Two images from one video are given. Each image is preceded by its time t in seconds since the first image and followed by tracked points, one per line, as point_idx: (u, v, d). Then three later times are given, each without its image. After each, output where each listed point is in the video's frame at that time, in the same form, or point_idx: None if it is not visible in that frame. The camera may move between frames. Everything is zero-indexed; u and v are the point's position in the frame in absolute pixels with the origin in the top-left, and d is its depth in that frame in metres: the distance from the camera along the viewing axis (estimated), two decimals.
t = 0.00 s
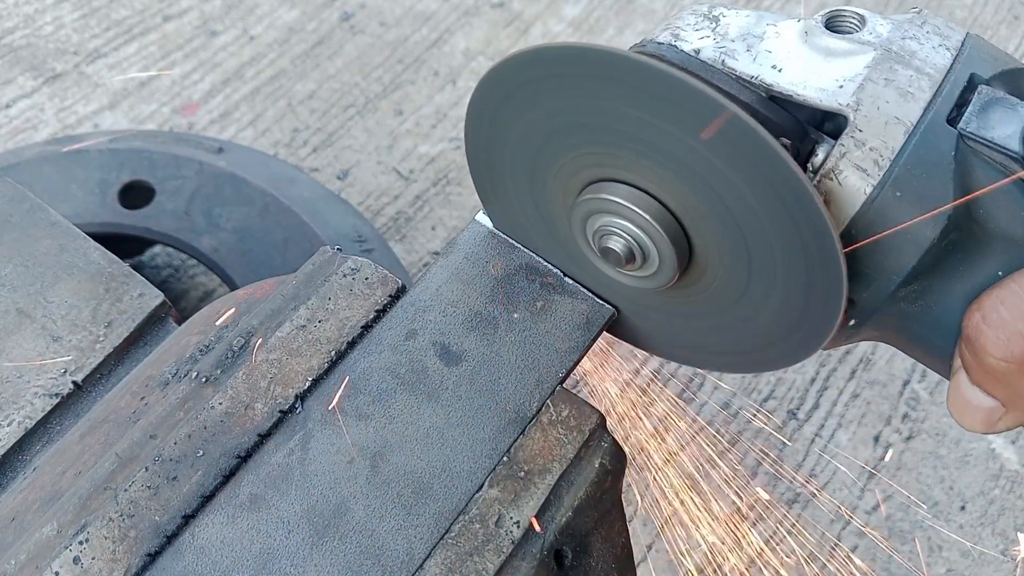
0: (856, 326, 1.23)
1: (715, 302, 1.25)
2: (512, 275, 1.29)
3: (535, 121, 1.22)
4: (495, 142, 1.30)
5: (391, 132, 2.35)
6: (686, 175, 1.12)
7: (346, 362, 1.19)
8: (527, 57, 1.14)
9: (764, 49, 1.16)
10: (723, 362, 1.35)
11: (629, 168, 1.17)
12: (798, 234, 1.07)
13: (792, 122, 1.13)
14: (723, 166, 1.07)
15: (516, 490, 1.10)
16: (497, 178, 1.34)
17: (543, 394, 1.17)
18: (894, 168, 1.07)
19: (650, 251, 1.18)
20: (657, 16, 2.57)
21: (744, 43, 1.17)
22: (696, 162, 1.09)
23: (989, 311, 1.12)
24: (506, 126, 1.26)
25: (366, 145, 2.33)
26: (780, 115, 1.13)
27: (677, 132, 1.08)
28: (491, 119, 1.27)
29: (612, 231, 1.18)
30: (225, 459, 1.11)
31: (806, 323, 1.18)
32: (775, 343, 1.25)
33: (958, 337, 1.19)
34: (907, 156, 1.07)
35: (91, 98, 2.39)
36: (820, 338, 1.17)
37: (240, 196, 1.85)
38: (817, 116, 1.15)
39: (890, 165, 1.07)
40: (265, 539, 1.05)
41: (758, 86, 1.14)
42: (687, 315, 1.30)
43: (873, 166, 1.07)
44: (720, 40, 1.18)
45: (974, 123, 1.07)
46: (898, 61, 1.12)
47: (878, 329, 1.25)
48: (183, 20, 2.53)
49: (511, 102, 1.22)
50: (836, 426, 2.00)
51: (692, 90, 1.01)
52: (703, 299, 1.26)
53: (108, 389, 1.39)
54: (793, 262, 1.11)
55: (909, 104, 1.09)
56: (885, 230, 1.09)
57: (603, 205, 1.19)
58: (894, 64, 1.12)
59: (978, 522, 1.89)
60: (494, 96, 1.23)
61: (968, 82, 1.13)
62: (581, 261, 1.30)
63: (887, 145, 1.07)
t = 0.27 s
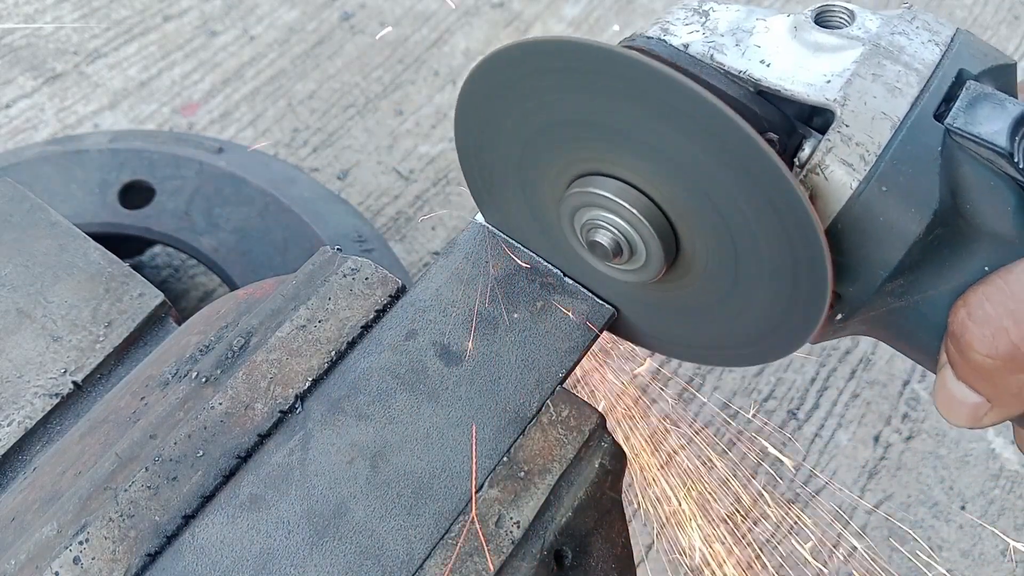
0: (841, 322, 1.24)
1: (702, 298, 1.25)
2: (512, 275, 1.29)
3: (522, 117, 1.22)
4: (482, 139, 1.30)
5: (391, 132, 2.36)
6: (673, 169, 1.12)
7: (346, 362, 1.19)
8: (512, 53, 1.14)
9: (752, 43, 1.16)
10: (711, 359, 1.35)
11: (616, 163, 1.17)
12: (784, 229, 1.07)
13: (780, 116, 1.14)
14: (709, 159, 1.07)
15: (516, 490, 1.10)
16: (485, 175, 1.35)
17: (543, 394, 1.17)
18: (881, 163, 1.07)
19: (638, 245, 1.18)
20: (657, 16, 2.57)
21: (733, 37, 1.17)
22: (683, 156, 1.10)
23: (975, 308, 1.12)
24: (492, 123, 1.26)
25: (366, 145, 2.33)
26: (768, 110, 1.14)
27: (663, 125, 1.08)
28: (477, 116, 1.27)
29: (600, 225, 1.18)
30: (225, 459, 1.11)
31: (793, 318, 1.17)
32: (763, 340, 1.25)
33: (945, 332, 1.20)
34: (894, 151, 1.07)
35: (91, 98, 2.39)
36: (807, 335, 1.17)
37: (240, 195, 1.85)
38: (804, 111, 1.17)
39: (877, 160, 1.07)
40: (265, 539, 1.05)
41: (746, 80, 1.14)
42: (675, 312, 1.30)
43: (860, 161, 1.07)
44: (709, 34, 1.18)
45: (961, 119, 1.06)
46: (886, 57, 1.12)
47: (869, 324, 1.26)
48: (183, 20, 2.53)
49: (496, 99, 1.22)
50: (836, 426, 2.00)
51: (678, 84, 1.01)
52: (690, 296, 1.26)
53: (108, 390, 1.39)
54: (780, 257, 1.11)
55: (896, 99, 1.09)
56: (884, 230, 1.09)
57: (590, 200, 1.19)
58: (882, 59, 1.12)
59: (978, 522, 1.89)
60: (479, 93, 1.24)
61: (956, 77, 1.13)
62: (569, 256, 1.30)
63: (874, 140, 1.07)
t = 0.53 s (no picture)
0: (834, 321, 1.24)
1: (695, 294, 1.25)
2: (513, 275, 1.29)
3: (515, 115, 1.23)
4: (477, 136, 1.32)
5: (391, 132, 2.36)
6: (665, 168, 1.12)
7: (346, 362, 1.19)
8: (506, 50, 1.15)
9: (744, 42, 1.17)
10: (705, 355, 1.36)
11: (609, 161, 1.18)
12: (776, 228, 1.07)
13: (771, 114, 1.15)
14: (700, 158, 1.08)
15: (516, 490, 1.10)
16: (481, 172, 1.36)
17: (543, 394, 1.17)
18: (871, 161, 1.08)
19: (630, 242, 1.18)
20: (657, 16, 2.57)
21: (725, 35, 1.18)
22: (672, 153, 1.10)
23: (965, 306, 1.10)
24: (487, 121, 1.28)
25: (366, 145, 2.33)
26: (759, 108, 1.14)
27: (655, 123, 1.09)
28: (472, 113, 1.29)
29: (592, 222, 1.19)
30: (225, 459, 1.11)
31: (785, 316, 1.17)
32: (756, 336, 1.25)
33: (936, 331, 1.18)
34: (884, 150, 1.08)
35: (91, 98, 2.39)
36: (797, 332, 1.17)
37: (240, 196, 1.87)
38: (796, 109, 1.17)
39: (867, 158, 1.08)
40: (265, 539, 1.05)
41: (737, 78, 1.15)
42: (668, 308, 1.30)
43: (850, 158, 1.08)
44: (701, 32, 1.19)
45: (951, 117, 1.06)
46: (877, 54, 1.12)
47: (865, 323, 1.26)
48: (183, 20, 2.53)
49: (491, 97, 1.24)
50: (836, 426, 2.00)
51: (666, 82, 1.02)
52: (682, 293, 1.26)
53: (108, 390, 1.39)
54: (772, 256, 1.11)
55: (887, 97, 1.09)
56: (883, 228, 1.09)
57: (583, 197, 1.20)
58: (873, 57, 1.12)
59: (978, 522, 1.89)
60: (473, 90, 1.26)
61: (947, 75, 1.13)
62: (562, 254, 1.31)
63: (864, 138, 1.08)
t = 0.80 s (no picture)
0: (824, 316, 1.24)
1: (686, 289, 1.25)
2: (513, 276, 1.29)
3: (504, 110, 1.25)
4: (470, 135, 1.33)
5: (391, 132, 2.36)
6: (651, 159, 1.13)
7: (346, 362, 1.19)
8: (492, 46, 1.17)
9: (737, 38, 1.17)
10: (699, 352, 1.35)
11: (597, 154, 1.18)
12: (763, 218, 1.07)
13: (763, 110, 1.15)
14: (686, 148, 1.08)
15: (516, 490, 1.10)
16: (474, 170, 1.38)
17: (543, 394, 1.17)
18: (861, 157, 1.08)
19: (620, 235, 1.19)
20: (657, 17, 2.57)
21: (718, 31, 1.18)
22: (662, 146, 1.10)
23: (955, 303, 1.09)
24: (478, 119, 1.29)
25: (366, 145, 2.33)
26: (751, 104, 1.14)
27: (645, 116, 1.09)
28: (463, 111, 1.30)
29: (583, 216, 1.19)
30: (225, 459, 1.11)
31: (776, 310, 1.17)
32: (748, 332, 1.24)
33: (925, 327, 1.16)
34: (875, 145, 1.08)
35: (91, 98, 2.39)
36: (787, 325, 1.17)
37: (240, 196, 1.85)
38: (788, 106, 1.16)
39: (857, 154, 1.08)
40: (265, 539, 1.05)
41: (729, 74, 1.15)
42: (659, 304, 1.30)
43: (840, 155, 1.08)
44: (694, 28, 1.19)
45: (941, 114, 1.07)
46: (868, 52, 1.12)
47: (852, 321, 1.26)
48: (183, 20, 2.53)
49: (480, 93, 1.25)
50: (836, 426, 2.00)
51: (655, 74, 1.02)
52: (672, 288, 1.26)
53: (108, 390, 1.39)
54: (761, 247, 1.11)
55: (878, 94, 1.09)
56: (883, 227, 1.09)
57: (574, 191, 1.20)
58: (865, 54, 1.12)
59: (978, 522, 1.89)
60: (464, 87, 1.27)
61: (938, 74, 1.13)
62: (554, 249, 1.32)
63: (855, 134, 1.08)
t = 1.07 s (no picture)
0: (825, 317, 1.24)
1: (686, 289, 1.25)
2: (513, 276, 1.29)
3: (504, 112, 1.24)
4: (468, 137, 1.33)
5: (391, 132, 2.36)
6: (650, 160, 1.13)
7: (346, 362, 1.19)
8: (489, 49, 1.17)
9: (735, 40, 1.17)
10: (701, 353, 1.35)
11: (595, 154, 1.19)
12: (762, 218, 1.07)
13: (761, 113, 1.15)
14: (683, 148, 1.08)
15: (516, 490, 1.10)
16: (474, 172, 1.38)
17: (543, 393, 1.18)
18: (860, 158, 1.08)
19: (620, 237, 1.19)
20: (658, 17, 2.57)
21: (716, 33, 1.18)
22: (662, 148, 1.10)
23: (952, 305, 1.09)
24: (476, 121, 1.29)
25: (366, 145, 2.33)
26: (749, 108, 1.15)
27: (645, 119, 1.09)
28: (462, 113, 1.31)
29: (583, 218, 1.19)
30: (225, 459, 1.11)
31: (777, 310, 1.17)
32: (749, 332, 1.24)
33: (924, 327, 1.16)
34: (873, 146, 1.08)
35: (91, 98, 2.39)
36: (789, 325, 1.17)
37: (240, 196, 1.86)
38: (787, 107, 1.17)
39: (856, 156, 1.08)
40: (265, 539, 1.05)
41: (729, 76, 1.16)
42: (660, 304, 1.31)
43: (838, 157, 1.08)
44: (692, 31, 1.19)
45: (940, 115, 1.06)
46: (867, 53, 1.12)
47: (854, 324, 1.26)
48: (183, 20, 2.53)
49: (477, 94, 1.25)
50: (836, 426, 2.00)
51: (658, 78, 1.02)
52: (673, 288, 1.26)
53: (108, 390, 1.39)
54: (760, 248, 1.11)
55: (876, 95, 1.09)
56: (883, 229, 1.08)
57: (574, 193, 1.20)
58: (863, 55, 1.12)
59: (978, 522, 1.89)
60: (463, 89, 1.27)
61: (936, 74, 1.13)
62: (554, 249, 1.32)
63: (853, 135, 1.08)
